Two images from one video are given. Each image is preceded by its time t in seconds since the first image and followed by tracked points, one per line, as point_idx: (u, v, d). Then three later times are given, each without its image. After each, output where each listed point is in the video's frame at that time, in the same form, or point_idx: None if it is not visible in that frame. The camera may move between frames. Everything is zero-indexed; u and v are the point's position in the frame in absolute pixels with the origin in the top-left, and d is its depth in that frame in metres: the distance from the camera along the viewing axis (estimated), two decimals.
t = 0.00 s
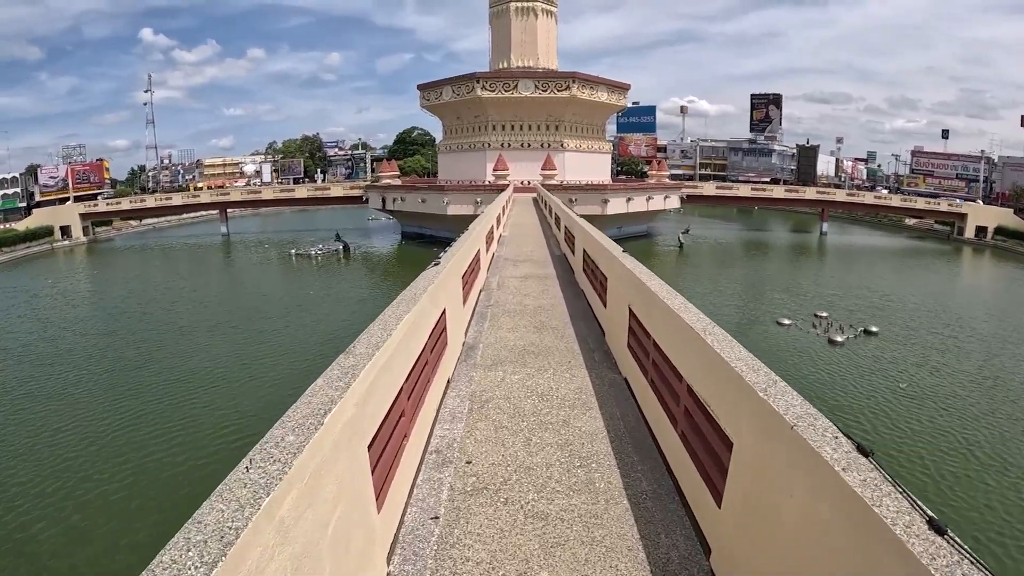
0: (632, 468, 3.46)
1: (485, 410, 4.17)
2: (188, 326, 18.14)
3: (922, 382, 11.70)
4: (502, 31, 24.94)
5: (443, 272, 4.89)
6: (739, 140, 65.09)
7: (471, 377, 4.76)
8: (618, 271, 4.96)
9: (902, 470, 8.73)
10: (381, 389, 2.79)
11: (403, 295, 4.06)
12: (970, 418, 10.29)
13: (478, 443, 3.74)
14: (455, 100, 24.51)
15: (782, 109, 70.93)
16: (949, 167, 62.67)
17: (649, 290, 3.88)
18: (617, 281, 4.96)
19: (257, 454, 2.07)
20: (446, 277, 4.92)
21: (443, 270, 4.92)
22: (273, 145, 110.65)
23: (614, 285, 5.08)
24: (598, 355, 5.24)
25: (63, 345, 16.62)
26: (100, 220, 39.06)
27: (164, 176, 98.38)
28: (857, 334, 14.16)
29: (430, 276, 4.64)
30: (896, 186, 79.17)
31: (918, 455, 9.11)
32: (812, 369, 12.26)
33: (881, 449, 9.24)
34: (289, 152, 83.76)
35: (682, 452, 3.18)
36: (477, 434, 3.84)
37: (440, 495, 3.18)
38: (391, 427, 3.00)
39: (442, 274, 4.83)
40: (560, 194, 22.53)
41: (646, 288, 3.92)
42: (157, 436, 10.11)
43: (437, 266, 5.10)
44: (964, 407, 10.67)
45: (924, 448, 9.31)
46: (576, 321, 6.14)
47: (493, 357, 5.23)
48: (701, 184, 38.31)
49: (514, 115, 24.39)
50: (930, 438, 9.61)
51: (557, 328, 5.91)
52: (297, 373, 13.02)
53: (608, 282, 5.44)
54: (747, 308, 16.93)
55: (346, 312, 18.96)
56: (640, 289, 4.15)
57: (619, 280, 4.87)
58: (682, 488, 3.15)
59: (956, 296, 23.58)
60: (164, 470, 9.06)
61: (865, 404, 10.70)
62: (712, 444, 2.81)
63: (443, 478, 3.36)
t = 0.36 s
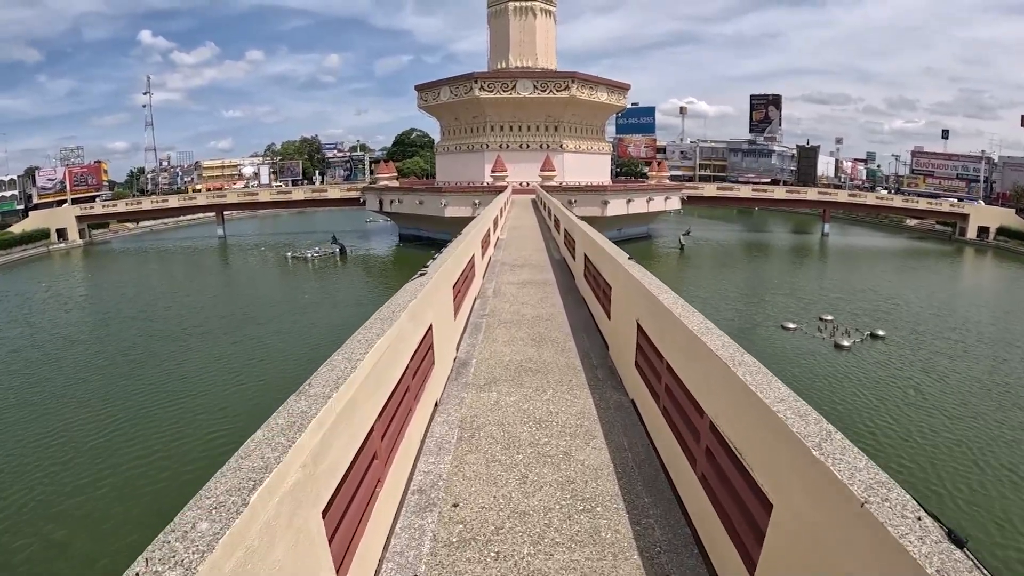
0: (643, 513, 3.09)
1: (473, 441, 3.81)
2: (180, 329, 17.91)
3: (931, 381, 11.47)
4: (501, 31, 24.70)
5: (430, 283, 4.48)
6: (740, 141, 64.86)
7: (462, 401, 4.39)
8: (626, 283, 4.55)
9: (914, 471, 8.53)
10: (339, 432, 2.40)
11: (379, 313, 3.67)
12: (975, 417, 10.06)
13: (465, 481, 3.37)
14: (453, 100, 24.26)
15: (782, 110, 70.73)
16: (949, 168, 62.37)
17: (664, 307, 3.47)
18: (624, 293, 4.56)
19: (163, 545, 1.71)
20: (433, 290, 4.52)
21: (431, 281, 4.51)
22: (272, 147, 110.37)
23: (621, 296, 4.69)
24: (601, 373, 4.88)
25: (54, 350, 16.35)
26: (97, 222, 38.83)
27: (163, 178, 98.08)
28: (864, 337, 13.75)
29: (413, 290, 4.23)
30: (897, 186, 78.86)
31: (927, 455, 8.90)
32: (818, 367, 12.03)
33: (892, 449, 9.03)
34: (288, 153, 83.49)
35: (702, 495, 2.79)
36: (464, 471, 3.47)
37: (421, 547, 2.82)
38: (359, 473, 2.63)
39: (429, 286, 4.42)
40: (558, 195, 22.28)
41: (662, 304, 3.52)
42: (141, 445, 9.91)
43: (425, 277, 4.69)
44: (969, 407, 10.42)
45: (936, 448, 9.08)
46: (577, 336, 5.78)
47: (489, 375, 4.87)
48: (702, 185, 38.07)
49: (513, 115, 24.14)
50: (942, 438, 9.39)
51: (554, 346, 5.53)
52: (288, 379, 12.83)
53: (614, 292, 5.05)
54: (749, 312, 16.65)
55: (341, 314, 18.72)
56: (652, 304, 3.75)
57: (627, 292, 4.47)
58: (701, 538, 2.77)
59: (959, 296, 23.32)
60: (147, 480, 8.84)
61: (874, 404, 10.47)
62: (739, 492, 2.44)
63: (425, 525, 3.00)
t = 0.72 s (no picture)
0: (663, 570, 2.60)
1: (463, 478, 3.31)
2: (172, 331, 17.64)
3: (942, 385, 11.16)
4: (501, 29, 24.43)
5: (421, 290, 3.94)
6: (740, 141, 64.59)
7: (453, 427, 3.92)
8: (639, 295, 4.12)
9: (929, 480, 8.21)
10: (287, 504, 1.86)
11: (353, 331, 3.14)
12: (988, 424, 9.73)
13: (455, 528, 2.87)
14: (452, 99, 23.99)
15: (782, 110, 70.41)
16: (950, 168, 62.07)
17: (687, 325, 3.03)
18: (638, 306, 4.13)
19: None
20: (425, 299, 3.99)
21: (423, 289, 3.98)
22: (272, 147, 110.07)
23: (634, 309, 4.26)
24: (608, 394, 4.42)
25: (45, 353, 16.06)
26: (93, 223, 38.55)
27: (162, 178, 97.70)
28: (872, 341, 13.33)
29: (399, 300, 3.70)
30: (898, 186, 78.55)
31: (941, 464, 8.57)
32: (825, 371, 11.70)
33: (905, 458, 8.71)
34: (287, 154, 83.18)
35: (734, 552, 2.33)
36: (453, 515, 2.96)
37: None
38: (323, 539, 2.12)
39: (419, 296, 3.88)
40: (559, 195, 22.02)
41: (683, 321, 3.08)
42: (125, 459, 9.74)
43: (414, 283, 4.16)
44: (981, 413, 10.10)
45: (951, 456, 8.78)
46: (582, 352, 5.33)
47: (484, 393, 4.46)
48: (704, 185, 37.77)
49: (513, 115, 23.86)
50: (957, 445, 9.07)
51: (554, 363, 5.08)
52: (279, 383, 12.60)
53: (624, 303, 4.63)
54: (756, 315, 16.28)
55: (336, 316, 18.46)
56: (670, 322, 3.30)
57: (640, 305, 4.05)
58: None
59: (963, 297, 23.00)
60: (132, 496, 8.73)
61: (884, 409, 10.16)
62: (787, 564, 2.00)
63: None
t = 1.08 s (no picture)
0: None
1: (451, 530, 2.78)
2: (162, 335, 17.35)
3: (950, 395, 10.86)
4: (499, 30, 24.21)
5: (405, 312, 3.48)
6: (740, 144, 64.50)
7: (441, 464, 3.39)
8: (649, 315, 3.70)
9: (936, 496, 7.94)
10: None
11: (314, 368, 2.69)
12: (998, 438, 9.43)
13: None
14: (450, 100, 23.75)
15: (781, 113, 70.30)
16: (950, 170, 61.76)
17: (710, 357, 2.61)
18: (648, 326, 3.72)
19: None
20: (410, 321, 3.54)
21: (408, 310, 3.53)
22: (270, 148, 109.77)
23: (643, 329, 3.85)
24: (615, 422, 3.91)
25: (32, 355, 15.77)
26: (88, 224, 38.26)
27: (159, 179, 97.34)
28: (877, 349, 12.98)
29: (376, 326, 3.23)
30: (896, 190, 78.35)
31: (947, 479, 8.30)
32: (828, 381, 11.41)
33: (914, 474, 8.42)
34: (285, 155, 82.91)
35: None
36: None
37: None
38: None
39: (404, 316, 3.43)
40: (558, 197, 21.84)
41: (706, 352, 2.67)
42: (104, 470, 9.45)
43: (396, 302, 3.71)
44: (990, 426, 9.80)
45: (961, 472, 8.49)
46: (583, 370, 4.88)
47: (478, 420, 3.98)
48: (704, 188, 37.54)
49: (511, 116, 23.61)
50: (967, 460, 8.79)
51: (555, 384, 4.58)
52: (267, 391, 12.30)
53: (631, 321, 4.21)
54: (758, 321, 16.01)
55: (331, 320, 18.21)
56: (693, 352, 2.82)
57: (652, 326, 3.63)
58: None
59: (965, 302, 22.72)
60: (110, 507, 8.45)
61: (891, 422, 9.87)
62: None
63: None
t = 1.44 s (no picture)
0: None
1: None
2: (151, 334, 17.11)
3: (960, 399, 10.44)
4: (498, 29, 23.93)
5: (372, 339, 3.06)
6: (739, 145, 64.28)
7: (419, 512, 3.02)
8: (661, 338, 3.33)
9: (948, 510, 7.50)
10: None
11: (246, 426, 2.28)
12: (1012, 446, 8.96)
13: None
14: (447, 100, 23.49)
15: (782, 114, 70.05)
16: (950, 172, 61.48)
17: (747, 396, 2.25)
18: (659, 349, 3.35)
19: None
20: (377, 349, 3.11)
21: (376, 334, 3.12)
22: (268, 147, 109.30)
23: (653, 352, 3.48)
24: (621, 458, 3.53)
25: (19, 356, 15.47)
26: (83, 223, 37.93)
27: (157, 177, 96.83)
28: (883, 354, 12.56)
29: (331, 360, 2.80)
30: (896, 192, 78.09)
31: (960, 492, 7.86)
32: (832, 386, 10.94)
33: (927, 484, 7.98)
34: (283, 154, 82.46)
35: None
36: None
37: None
38: None
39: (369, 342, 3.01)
40: (556, 198, 21.72)
41: (739, 392, 2.32)
42: (79, 476, 9.07)
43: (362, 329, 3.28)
44: (1003, 433, 9.33)
45: (976, 481, 8.05)
46: (585, 392, 4.48)
47: (463, 454, 3.57)
48: (703, 189, 37.29)
49: (510, 116, 23.36)
50: (981, 468, 8.36)
51: (553, 410, 4.19)
52: (253, 393, 11.94)
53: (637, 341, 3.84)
54: (760, 325, 15.51)
55: (324, 320, 17.97)
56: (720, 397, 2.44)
57: (663, 351, 3.27)
58: None
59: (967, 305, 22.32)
60: (91, 511, 8.25)
61: (900, 427, 9.40)
62: None
63: None
